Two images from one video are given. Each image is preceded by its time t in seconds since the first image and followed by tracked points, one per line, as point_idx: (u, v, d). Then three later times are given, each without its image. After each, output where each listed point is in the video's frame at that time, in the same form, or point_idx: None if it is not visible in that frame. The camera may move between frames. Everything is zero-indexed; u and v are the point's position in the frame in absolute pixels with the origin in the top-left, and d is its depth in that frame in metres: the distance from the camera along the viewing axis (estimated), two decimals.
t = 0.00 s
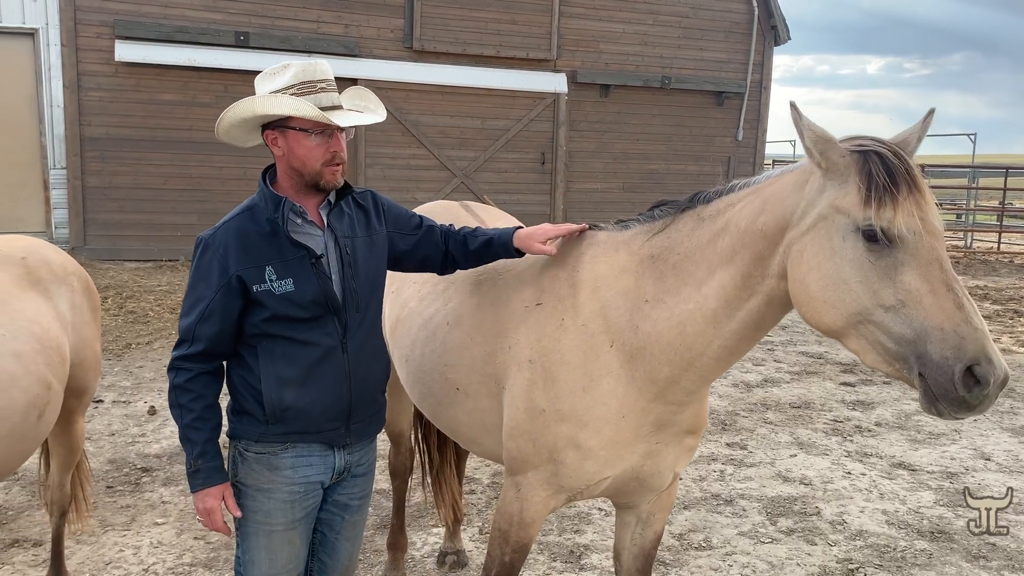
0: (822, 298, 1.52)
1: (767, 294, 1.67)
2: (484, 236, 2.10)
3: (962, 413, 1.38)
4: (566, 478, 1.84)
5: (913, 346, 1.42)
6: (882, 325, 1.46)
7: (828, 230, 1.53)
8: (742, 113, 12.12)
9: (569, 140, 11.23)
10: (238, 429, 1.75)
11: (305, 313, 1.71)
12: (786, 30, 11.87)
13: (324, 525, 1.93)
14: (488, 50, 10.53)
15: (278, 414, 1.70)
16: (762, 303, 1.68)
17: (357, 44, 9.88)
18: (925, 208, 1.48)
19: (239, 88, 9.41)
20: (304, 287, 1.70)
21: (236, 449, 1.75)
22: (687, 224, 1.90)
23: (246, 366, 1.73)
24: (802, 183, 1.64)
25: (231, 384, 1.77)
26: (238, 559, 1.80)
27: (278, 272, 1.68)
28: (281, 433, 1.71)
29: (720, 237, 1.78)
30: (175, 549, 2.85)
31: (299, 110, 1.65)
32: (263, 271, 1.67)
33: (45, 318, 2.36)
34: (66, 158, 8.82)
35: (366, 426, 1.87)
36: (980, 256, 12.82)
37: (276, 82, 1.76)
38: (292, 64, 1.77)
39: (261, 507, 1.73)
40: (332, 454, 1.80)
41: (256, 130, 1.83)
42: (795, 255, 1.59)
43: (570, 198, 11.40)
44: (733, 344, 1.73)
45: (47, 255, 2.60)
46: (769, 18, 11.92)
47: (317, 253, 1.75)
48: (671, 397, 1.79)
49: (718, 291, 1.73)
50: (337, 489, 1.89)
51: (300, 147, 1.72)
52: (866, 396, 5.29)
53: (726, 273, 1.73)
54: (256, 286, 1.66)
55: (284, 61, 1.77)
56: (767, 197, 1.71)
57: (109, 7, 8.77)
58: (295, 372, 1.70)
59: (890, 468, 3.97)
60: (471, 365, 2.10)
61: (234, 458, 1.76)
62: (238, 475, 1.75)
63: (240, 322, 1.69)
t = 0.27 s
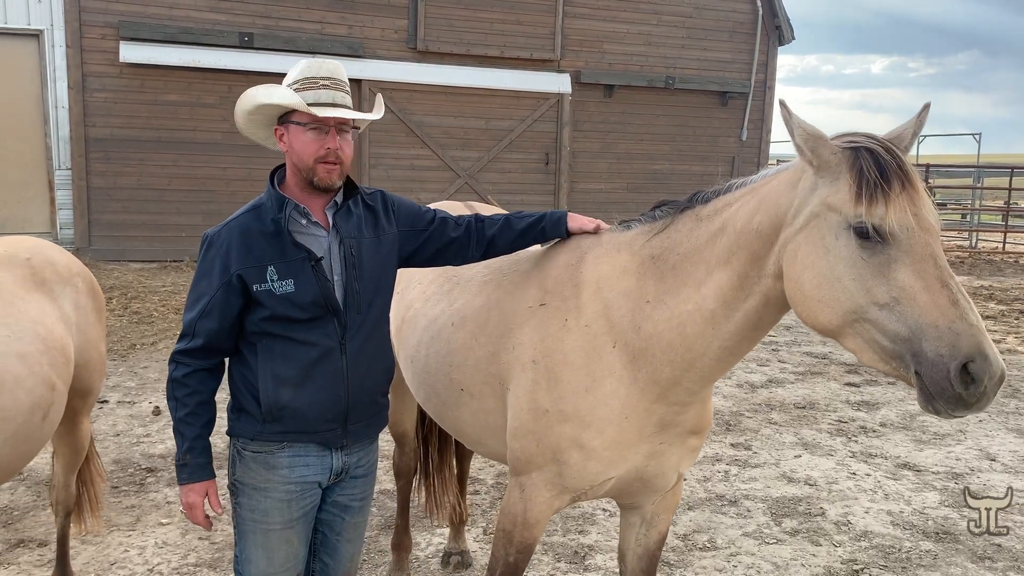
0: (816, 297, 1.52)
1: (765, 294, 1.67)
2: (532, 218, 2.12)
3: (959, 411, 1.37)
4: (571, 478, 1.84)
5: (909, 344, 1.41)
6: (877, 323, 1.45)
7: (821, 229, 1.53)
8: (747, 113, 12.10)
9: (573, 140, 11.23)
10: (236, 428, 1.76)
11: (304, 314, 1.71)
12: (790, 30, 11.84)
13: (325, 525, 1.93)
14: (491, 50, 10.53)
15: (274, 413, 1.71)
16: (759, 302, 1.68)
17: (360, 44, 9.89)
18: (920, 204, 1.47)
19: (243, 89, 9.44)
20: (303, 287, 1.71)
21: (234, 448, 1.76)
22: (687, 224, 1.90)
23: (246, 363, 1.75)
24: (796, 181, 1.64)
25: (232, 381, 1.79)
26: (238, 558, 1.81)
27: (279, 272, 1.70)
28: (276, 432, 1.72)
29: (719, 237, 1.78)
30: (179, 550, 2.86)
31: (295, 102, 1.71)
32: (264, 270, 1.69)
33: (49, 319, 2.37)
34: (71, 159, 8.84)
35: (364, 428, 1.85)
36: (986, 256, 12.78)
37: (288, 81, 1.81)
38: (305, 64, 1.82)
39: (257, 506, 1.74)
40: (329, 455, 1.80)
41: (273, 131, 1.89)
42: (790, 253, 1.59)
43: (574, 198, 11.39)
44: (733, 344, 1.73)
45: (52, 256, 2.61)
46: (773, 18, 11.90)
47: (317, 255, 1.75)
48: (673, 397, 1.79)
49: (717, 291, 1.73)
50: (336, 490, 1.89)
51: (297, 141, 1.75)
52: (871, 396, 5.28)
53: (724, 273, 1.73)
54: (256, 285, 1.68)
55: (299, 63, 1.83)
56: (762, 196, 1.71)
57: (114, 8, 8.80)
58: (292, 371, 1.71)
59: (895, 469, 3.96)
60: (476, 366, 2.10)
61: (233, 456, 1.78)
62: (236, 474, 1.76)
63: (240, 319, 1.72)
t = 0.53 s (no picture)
0: (811, 295, 1.51)
1: (762, 293, 1.66)
2: (534, 226, 2.20)
3: (952, 411, 1.36)
4: (571, 478, 1.84)
5: (902, 343, 1.40)
6: (871, 322, 1.44)
7: (816, 227, 1.53)
8: (749, 112, 12.10)
9: (576, 140, 11.23)
10: (235, 424, 1.77)
11: (304, 314, 1.71)
12: (793, 29, 11.82)
13: (325, 524, 1.93)
14: (493, 50, 10.53)
15: (271, 411, 1.71)
16: (757, 301, 1.67)
17: (363, 44, 9.90)
18: (914, 203, 1.46)
19: (246, 89, 9.45)
20: (304, 289, 1.71)
21: (234, 445, 1.77)
22: (686, 223, 1.90)
23: (245, 360, 1.76)
24: (792, 179, 1.64)
25: (232, 378, 1.80)
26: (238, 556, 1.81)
27: (280, 273, 1.70)
28: (273, 431, 1.72)
29: (717, 236, 1.78)
30: (183, 549, 2.87)
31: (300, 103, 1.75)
32: (266, 270, 1.69)
33: (52, 319, 2.37)
34: (74, 159, 8.86)
35: (361, 428, 1.85)
36: (989, 256, 12.76)
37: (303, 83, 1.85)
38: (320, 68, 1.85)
39: (255, 503, 1.74)
40: (327, 454, 1.80)
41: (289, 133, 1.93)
42: (786, 251, 1.58)
43: (577, 198, 11.39)
44: (732, 343, 1.73)
45: (54, 256, 2.61)
46: (775, 18, 11.89)
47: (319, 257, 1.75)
48: (673, 397, 1.79)
49: (715, 290, 1.73)
50: (335, 488, 1.89)
51: (302, 140, 1.77)
52: (874, 396, 5.27)
53: (722, 272, 1.73)
54: (257, 285, 1.68)
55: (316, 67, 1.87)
56: (759, 195, 1.71)
57: (117, 8, 8.81)
58: (291, 371, 1.71)
59: (898, 468, 3.95)
60: (477, 365, 2.11)
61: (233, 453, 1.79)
62: (236, 472, 1.77)
63: (241, 317, 1.72)
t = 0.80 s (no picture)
0: (806, 291, 1.51)
1: (759, 290, 1.65)
2: (533, 228, 2.22)
3: (946, 406, 1.35)
4: (570, 476, 1.84)
5: (895, 338, 1.40)
6: (865, 317, 1.44)
7: (809, 223, 1.52)
8: (750, 111, 12.09)
9: (576, 139, 11.22)
10: (234, 422, 1.77)
11: (306, 314, 1.71)
12: (793, 28, 11.80)
13: (325, 521, 1.93)
14: (494, 49, 10.52)
15: (270, 409, 1.71)
16: (754, 298, 1.67)
17: (364, 43, 9.89)
18: (907, 196, 1.45)
19: (247, 88, 9.45)
20: (307, 288, 1.71)
21: (233, 443, 1.77)
22: (683, 220, 1.89)
23: (245, 359, 1.76)
24: (786, 175, 1.64)
25: (232, 376, 1.79)
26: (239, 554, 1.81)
27: (283, 272, 1.70)
28: (272, 428, 1.72)
29: (714, 233, 1.77)
30: (184, 548, 2.87)
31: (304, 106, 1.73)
32: (269, 269, 1.69)
33: (53, 318, 2.37)
34: (74, 159, 8.87)
35: (360, 427, 1.85)
36: (990, 254, 12.74)
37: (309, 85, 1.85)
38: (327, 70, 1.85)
39: (255, 500, 1.74)
40: (326, 451, 1.79)
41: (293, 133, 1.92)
42: (781, 247, 1.58)
43: (578, 196, 11.38)
44: (730, 340, 1.72)
45: (55, 255, 2.61)
46: (776, 16, 11.87)
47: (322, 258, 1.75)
48: (672, 394, 1.79)
49: (712, 287, 1.72)
50: (335, 485, 1.89)
51: (308, 142, 1.77)
52: (875, 395, 5.26)
53: (719, 269, 1.72)
54: (260, 283, 1.68)
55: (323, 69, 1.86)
56: (755, 191, 1.71)
57: (117, 7, 8.81)
58: (291, 369, 1.71)
59: (899, 467, 3.95)
60: (476, 364, 2.11)
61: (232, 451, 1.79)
62: (236, 470, 1.77)
63: (243, 315, 1.72)
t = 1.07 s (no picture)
0: (798, 286, 1.51)
1: (754, 286, 1.65)
2: (530, 228, 2.23)
3: (936, 400, 1.35)
4: (569, 474, 1.84)
5: (884, 331, 1.39)
6: (855, 312, 1.44)
7: (800, 219, 1.52)
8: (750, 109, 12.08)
9: (576, 138, 11.22)
10: (232, 421, 1.76)
11: (302, 311, 1.72)
12: (793, 26, 11.78)
13: (323, 517, 1.93)
14: (494, 48, 10.52)
15: (268, 407, 1.71)
16: (748, 295, 1.66)
17: (364, 42, 9.89)
18: (898, 190, 1.45)
19: (247, 88, 9.45)
20: (303, 285, 1.71)
21: (230, 442, 1.77)
22: (680, 217, 1.89)
23: (242, 358, 1.76)
24: (779, 171, 1.64)
25: (229, 375, 1.79)
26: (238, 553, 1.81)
27: (279, 269, 1.70)
28: (270, 426, 1.73)
29: (709, 230, 1.77)
30: (185, 547, 2.87)
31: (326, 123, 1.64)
32: (265, 266, 1.69)
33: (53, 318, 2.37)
34: (74, 158, 8.87)
35: (356, 424, 1.85)
36: (990, 252, 12.74)
37: (319, 86, 1.74)
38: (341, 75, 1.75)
39: (254, 497, 1.74)
40: (323, 448, 1.80)
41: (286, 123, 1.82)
42: (774, 242, 1.58)
43: (578, 195, 11.38)
44: (726, 337, 1.71)
45: (55, 255, 2.61)
46: (776, 14, 11.86)
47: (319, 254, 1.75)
48: (670, 391, 1.79)
49: (708, 283, 1.72)
50: (333, 481, 1.89)
51: (317, 155, 1.70)
52: (875, 393, 5.26)
53: (714, 265, 1.72)
54: (257, 281, 1.68)
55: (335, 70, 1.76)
56: (749, 187, 1.71)
57: (117, 7, 8.81)
58: (288, 367, 1.72)
59: (900, 465, 3.95)
60: (476, 363, 2.11)
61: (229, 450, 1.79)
62: (233, 468, 1.77)
63: (240, 313, 1.72)
